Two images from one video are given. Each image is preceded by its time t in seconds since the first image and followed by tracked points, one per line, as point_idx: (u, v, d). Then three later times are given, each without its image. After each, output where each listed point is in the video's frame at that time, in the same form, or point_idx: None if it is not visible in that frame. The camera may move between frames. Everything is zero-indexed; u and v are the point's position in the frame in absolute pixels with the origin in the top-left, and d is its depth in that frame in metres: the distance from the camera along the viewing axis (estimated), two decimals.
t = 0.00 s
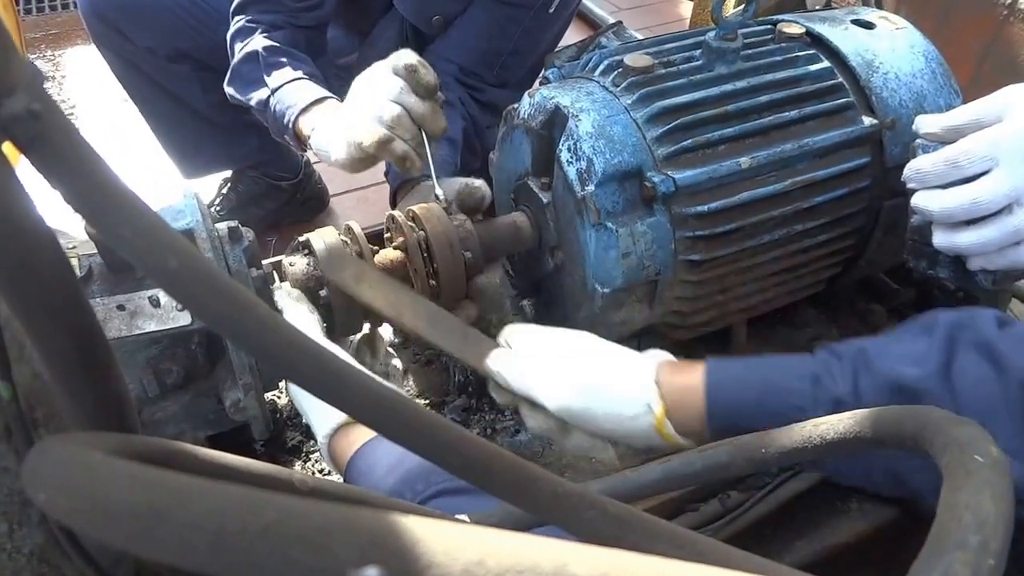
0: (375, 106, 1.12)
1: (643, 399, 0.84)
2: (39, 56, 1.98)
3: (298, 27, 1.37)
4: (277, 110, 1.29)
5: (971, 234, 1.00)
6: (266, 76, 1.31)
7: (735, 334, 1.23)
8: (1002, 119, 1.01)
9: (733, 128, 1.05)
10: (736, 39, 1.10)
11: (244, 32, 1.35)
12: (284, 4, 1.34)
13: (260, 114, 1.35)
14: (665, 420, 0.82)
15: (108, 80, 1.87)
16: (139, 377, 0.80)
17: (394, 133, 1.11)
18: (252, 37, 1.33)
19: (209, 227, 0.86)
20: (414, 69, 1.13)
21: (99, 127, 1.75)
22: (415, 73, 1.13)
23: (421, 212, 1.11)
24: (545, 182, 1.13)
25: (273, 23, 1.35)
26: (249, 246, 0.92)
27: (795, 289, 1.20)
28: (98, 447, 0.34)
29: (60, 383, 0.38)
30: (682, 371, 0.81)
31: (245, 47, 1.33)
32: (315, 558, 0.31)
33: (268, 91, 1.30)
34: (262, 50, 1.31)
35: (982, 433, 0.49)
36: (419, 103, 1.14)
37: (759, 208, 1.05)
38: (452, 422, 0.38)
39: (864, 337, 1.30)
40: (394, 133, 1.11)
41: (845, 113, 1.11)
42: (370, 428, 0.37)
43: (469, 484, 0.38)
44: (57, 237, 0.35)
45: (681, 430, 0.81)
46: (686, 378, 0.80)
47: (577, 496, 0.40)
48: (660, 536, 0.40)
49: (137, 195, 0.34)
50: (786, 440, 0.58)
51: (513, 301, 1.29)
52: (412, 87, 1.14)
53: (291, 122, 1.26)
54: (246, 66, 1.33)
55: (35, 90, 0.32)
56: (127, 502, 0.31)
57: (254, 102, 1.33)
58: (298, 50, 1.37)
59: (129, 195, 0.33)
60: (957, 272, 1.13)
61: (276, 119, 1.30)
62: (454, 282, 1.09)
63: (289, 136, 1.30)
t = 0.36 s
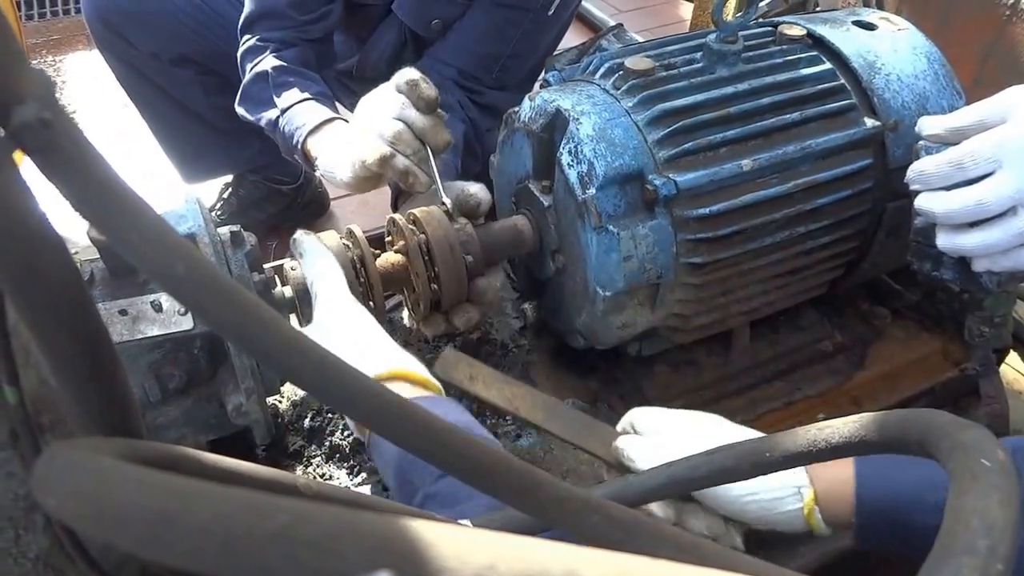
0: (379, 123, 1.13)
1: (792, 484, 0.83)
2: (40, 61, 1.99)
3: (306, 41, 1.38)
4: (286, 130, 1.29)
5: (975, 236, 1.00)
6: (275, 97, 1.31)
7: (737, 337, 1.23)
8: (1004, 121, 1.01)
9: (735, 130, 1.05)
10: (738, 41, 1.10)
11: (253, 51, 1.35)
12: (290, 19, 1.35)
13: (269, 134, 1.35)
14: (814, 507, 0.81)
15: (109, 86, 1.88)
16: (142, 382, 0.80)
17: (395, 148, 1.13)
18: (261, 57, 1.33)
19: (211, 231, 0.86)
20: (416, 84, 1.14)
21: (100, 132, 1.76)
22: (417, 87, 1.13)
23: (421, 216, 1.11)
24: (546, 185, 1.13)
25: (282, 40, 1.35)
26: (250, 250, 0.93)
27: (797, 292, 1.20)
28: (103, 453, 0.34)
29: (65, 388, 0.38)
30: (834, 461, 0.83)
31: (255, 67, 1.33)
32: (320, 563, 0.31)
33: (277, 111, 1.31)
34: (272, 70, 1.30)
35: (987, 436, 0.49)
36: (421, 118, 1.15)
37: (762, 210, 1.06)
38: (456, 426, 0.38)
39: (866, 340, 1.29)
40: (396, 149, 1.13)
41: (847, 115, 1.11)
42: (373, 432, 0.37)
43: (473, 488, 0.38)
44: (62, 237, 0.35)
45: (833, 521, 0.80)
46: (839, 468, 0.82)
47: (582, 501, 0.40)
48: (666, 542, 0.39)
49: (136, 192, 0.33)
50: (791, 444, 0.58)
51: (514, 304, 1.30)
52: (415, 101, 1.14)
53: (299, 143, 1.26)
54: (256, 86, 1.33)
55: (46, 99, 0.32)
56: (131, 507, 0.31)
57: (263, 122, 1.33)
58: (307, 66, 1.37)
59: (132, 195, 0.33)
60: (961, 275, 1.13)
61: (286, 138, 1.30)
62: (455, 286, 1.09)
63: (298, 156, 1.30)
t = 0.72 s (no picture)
0: (388, 125, 1.15)
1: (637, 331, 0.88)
2: (44, 64, 1.99)
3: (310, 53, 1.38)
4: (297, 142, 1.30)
5: (979, 238, 1.00)
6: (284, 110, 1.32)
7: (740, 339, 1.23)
8: (1008, 122, 1.01)
9: (736, 132, 1.05)
10: (739, 43, 1.10)
11: (260, 67, 1.35)
12: (294, 33, 1.36)
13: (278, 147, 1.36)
14: (654, 355, 0.86)
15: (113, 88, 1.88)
16: (146, 385, 0.80)
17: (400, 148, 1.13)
18: (267, 72, 1.34)
19: (214, 234, 0.87)
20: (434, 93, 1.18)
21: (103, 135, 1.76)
22: (434, 97, 1.17)
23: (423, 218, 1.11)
24: (547, 187, 1.13)
25: (285, 55, 1.35)
26: (252, 253, 0.93)
27: (799, 294, 1.20)
28: (111, 457, 0.34)
29: (72, 393, 0.38)
30: (676, 317, 0.87)
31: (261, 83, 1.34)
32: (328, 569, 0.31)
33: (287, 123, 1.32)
34: (280, 85, 1.32)
35: (992, 442, 0.49)
36: (431, 124, 1.17)
37: (765, 212, 1.06)
38: (459, 431, 0.38)
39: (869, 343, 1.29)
40: (400, 149, 1.13)
41: (849, 117, 1.11)
42: (377, 437, 0.37)
43: (477, 492, 0.38)
44: (63, 240, 0.35)
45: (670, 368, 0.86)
46: (686, 324, 0.86)
47: (586, 507, 0.40)
48: (670, 547, 0.40)
49: (139, 197, 0.33)
50: (795, 448, 0.58)
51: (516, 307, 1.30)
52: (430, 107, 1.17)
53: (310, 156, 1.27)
54: (265, 102, 1.35)
55: (51, 105, 0.33)
56: (139, 512, 0.32)
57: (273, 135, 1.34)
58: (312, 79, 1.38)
59: (136, 199, 0.33)
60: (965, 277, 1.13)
61: (296, 150, 1.31)
62: (457, 288, 1.10)
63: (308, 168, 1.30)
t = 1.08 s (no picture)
0: (378, 122, 1.14)
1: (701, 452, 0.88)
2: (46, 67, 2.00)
3: (301, 51, 1.38)
4: (286, 129, 1.31)
5: (982, 238, 1.00)
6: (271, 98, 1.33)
7: (743, 340, 1.23)
8: (1011, 122, 1.01)
9: (738, 132, 1.05)
10: (740, 44, 1.11)
11: (248, 62, 1.37)
12: (284, 31, 1.35)
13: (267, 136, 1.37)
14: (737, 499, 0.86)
15: (114, 91, 1.89)
16: (148, 388, 0.80)
17: (390, 146, 1.12)
18: (256, 66, 1.35)
19: (215, 237, 0.87)
20: (424, 92, 1.16)
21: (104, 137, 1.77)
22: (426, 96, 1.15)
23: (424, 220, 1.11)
24: (548, 188, 1.13)
25: (274, 50, 1.36)
26: (253, 255, 0.93)
27: (802, 295, 1.20)
28: (114, 458, 0.35)
29: (77, 395, 0.38)
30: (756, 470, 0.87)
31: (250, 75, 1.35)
32: (333, 570, 0.31)
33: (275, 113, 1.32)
34: (267, 75, 1.32)
35: (998, 443, 0.49)
36: (422, 121, 1.14)
37: (767, 213, 1.06)
38: (462, 433, 0.38)
39: (872, 344, 1.29)
40: (391, 148, 1.13)
41: (850, 117, 1.11)
42: (379, 439, 0.37)
43: (480, 494, 0.38)
44: (69, 241, 0.35)
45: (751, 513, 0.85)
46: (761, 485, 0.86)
47: (590, 509, 0.40)
48: (674, 548, 0.40)
49: (145, 200, 0.34)
50: (798, 450, 0.58)
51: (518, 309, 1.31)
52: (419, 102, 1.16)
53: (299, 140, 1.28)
54: (252, 92, 1.35)
55: (57, 108, 0.33)
56: (142, 513, 0.32)
57: (262, 125, 1.35)
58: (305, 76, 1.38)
59: (140, 201, 0.33)
60: (969, 278, 1.12)
61: (285, 137, 1.32)
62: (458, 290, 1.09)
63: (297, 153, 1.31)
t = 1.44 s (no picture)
0: (398, 108, 1.05)
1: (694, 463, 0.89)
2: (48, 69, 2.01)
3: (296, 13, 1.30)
4: (276, 82, 1.22)
5: (985, 237, 1.00)
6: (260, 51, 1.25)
7: (745, 340, 1.23)
8: (1014, 120, 1.01)
9: (739, 132, 1.05)
10: (741, 43, 1.10)
11: (238, 18, 1.29)
12: None
13: (252, 95, 1.27)
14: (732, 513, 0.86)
15: (116, 93, 1.89)
16: (151, 390, 0.80)
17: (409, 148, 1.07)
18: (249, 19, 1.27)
19: (217, 238, 0.87)
20: (462, 96, 1.05)
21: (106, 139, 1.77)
22: (457, 107, 1.04)
23: (426, 221, 1.11)
24: (549, 189, 1.13)
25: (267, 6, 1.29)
26: (255, 256, 0.93)
27: (804, 295, 1.20)
28: (120, 459, 0.35)
29: (82, 397, 0.38)
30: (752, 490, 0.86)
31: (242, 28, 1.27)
32: (338, 571, 0.31)
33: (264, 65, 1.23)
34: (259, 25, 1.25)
35: (1003, 443, 0.48)
36: (452, 138, 1.06)
37: (769, 213, 1.06)
38: (465, 433, 0.38)
39: (875, 343, 1.29)
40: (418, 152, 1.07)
41: (852, 117, 1.11)
42: (381, 440, 0.37)
43: (484, 495, 0.38)
44: (74, 244, 0.35)
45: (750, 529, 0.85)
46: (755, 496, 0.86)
47: (593, 509, 0.40)
48: (678, 548, 0.40)
49: (150, 203, 0.34)
50: (802, 451, 0.58)
51: (520, 309, 1.31)
52: (442, 99, 1.04)
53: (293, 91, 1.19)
54: (241, 44, 1.26)
55: (62, 111, 0.33)
56: (150, 514, 0.32)
57: (247, 80, 1.25)
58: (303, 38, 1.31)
59: (144, 203, 0.33)
60: (972, 277, 1.12)
61: (274, 92, 1.22)
62: (460, 290, 1.09)
63: (290, 111, 1.23)
